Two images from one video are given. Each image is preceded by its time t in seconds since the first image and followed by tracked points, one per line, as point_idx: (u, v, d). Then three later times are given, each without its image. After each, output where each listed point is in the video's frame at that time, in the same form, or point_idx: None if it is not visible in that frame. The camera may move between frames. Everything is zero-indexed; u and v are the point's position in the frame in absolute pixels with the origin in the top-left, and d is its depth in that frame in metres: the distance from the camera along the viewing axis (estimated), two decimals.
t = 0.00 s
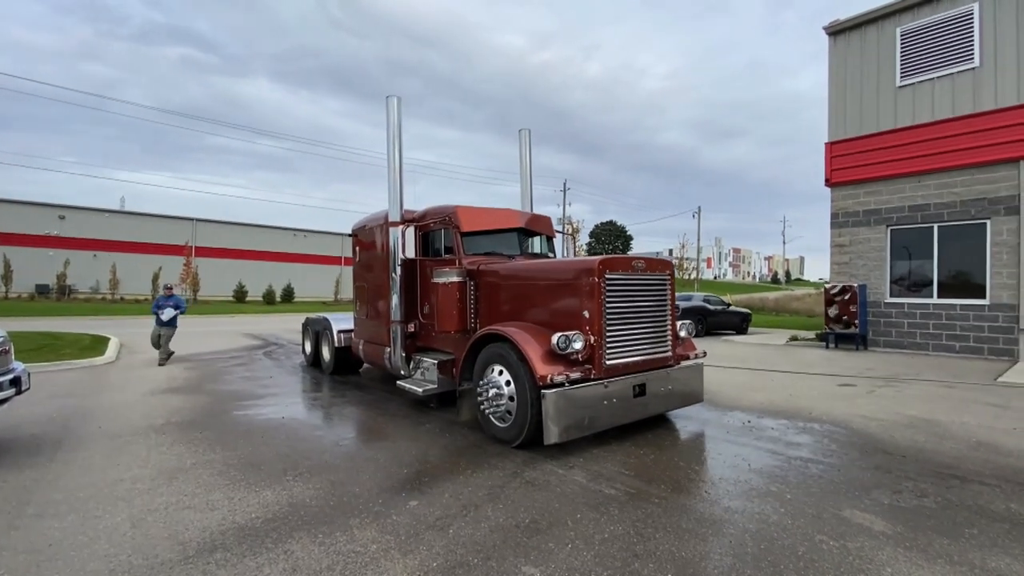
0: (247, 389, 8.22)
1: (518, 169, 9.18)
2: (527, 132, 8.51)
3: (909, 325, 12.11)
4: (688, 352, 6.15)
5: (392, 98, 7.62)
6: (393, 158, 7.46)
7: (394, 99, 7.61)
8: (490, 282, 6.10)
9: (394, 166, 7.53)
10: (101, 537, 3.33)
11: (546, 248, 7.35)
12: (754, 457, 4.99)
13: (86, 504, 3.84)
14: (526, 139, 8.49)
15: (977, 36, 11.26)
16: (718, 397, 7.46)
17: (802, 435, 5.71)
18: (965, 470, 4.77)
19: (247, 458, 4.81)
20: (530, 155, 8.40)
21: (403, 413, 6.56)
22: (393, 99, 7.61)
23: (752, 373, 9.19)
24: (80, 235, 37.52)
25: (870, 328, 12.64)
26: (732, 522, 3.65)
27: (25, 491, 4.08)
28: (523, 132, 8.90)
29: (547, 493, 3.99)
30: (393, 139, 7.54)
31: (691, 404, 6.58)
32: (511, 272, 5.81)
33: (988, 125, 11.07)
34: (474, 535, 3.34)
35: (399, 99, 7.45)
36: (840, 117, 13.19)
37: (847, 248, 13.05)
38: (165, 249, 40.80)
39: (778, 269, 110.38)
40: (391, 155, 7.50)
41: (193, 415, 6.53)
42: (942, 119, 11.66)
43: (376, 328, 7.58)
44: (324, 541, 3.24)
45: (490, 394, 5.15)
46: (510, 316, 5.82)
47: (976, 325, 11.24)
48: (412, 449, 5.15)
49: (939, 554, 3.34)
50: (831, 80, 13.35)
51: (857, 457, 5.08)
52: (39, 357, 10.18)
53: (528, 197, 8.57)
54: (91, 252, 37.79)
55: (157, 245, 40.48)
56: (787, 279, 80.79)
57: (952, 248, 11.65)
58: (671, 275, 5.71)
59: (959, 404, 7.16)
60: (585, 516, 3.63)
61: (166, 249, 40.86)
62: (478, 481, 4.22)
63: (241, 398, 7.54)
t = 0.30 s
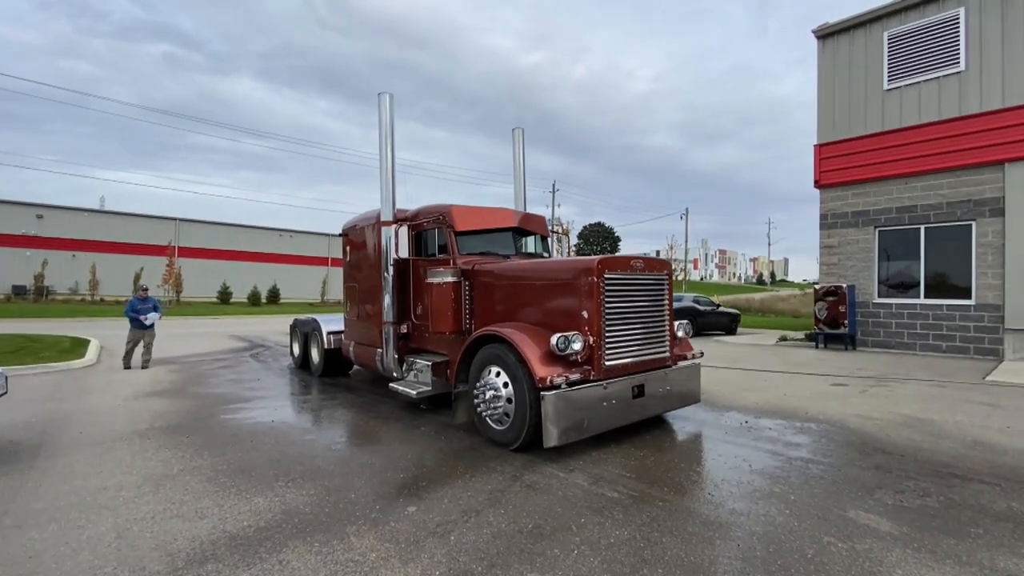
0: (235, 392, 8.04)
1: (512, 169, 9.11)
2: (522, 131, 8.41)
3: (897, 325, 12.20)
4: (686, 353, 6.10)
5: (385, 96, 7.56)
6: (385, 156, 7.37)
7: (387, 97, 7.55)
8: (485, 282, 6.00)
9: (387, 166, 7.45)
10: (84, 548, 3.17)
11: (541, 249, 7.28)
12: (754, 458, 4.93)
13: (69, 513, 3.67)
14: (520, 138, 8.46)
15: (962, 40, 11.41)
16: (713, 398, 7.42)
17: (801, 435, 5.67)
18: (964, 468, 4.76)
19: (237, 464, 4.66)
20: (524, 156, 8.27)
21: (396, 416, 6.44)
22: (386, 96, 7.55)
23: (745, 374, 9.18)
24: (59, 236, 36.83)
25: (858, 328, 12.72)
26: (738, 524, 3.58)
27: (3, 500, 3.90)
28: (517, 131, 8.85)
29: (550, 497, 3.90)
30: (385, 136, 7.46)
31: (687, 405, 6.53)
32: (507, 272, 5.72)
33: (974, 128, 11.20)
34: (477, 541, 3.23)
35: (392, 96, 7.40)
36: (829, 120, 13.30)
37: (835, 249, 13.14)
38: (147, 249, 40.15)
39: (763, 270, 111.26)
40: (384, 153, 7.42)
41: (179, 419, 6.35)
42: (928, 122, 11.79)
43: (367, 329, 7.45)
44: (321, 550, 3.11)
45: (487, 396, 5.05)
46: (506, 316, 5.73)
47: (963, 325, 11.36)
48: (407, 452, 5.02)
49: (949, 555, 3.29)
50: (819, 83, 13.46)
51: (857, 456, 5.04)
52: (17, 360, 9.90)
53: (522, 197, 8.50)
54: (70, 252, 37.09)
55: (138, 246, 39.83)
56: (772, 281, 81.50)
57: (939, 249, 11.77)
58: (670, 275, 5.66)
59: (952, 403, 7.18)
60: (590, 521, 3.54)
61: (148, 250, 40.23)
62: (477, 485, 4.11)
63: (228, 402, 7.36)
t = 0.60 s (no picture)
0: (219, 397, 7.79)
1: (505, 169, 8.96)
2: (515, 128, 8.60)
3: (888, 325, 12.21)
4: (685, 354, 5.97)
5: (376, 91, 7.54)
6: (377, 152, 7.25)
7: (378, 92, 7.54)
8: (481, 282, 5.84)
9: (378, 166, 7.29)
10: (56, 568, 2.94)
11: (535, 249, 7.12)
12: (757, 461, 4.80)
13: (41, 528, 3.45)
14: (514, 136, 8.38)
15: (951, 42, 11.44)
16: (710, 399, 7.30)
17: (803, 437, 5.55)
18: (970, 468, 4.66)
19: (222, 474, 4.44)
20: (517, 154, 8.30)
21: (387, 421, 6.24)
22: (377, 91, 7.53)
23: (740, 374, 9.08)
24: (37, 237, 36.06)
25: (849, 328, 12.72)
26: (749, 532, 3.43)
27: None
28: (510, 130, 8.74)
29: (553, 505, 3.74)
30: (377, 132, 7.40)
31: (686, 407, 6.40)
32: (503, 272, 5.56)
33: (964, 129, 11.23)
34: (478, 555, 3.05)
35: (383, 91, 7.39)
36: (820, 120, 13.30)
37: (826, 249, 13.14)
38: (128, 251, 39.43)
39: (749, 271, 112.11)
40: (375, 148, 7.33)
41: (160, 426, 6.10)
42: (917, 123, 11.82)
43: (357, 331, 7.26)
44: (312, 567, 2.92)
45: (485, 400, 4.88)
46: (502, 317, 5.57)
47: (952, 324, 11.38)
48: (401, 459, 4.83)
49: (969, 561, 3.15)
50: (810, 84, 13.46)
51: (861, 457, 4.93)
52: None
53: (516, 197, 8.35)
54: (48, 254, 36.33)
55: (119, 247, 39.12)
56: (758, 281, 82.13)
57: (928, 248, 11.79)
58: (669, 274, 5.55)
59: (949, 402, 7.11)
60: (596, 531, 3.37)
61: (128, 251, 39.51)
62: (476, 493, 3.93)
63: (213, 407, 7.11)
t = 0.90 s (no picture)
0: (207, 403, 7.55)
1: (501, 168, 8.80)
2: (510, 126, 8.52)
3: (882, 324, 12.18)
4: (687, 355, 5.84)
5: (369, 86, 7.47)
6: (369, 148, 7.11)
7: (370, 87, 7.47)
8: (478, 283, 5.68)
9: (370, 164, 7.12)
10: None
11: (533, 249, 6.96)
12: (764, 465, 4.66)
13: (15, 546, 3.23)
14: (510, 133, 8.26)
15: (944, 42, 11.45)
16: (711, 401, 7.17)
17: (808, 439, 5.43)
18: (981, 470, 4.55)
19: (210, 484, 4.24)
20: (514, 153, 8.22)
21: (382, 426, 6.05)
22: (370, 86, 7.46)
23: (739, 376, 8.97)
24: (18, 239, 35.37)
25: (844, 328, 12.68)
26: (764, 541, 3.28)
27: None
28: (505, 127, 8.61)
29: (559, 514, 3.58)
30: (369, 127, 7.28)
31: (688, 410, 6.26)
32: (501, 272, 5.39)
33: (957, 128, 11.23)
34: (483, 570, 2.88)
35: (375, 86, 7.29)
36: (813, 121, 13.28)
37: (821, 249, 13.11)
38: (112, 253, 38.77)
39: (739, 271, 112.50)
40: (368, 144, 7.18)
41: (145, 433, 5.87)
42: (911, 122, 11.81)
43: (350, 334, 7.07)
44: None
45: (484, 404, 4.72)
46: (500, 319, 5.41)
47: (947, 323, 11.36)
48: (397, 466, 4.64)
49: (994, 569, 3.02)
50: (803, 84, 13.44)
51: (870, 459, 4.80)
52: None
53: (512, 196, 8.20)
54: (30, 256, 35.64)
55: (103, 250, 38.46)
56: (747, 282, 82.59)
57: (922, 248, 11.77)
58: (671, 273, 5.42)
59: (951, 402, 7.02)
60: (606, 542, 3.21)
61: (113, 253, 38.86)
62: (478, 502, 3.76)
63: (200, 413, 6.88)
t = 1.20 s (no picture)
0: (200, 407, 7.38)
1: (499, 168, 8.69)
2: (508, 125, 8.42)
3: (879, 323, 12.15)
4: (691, 356, 5.74)
5: (365, 84, 7.35)
6: (366, 147, 6.97)
7: (366, 85, 7.35)
8: (478, 283, 5.56)
9: (367, 164, 6.98)
10: None
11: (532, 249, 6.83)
12: (773, 467, 4.56)
13: None
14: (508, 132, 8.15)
15: (938, 41, 11.44)
16: (714, 402, 7.08)
17: (815, 440, 5.33)
18: (992, 470, 4.46)
19: (204, 493, 4.08)
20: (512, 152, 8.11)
21: (380, 430, 5.91)
22: (366, 84, 7.34)
23: (740, 376, 8.89)
24: (5, 241, 34.91)
25: (841, 327, 12.65)
26: (781, 546, 3.16)
27: None
28: (503, 126, 8.49)
29: (569, 521, 3.45)
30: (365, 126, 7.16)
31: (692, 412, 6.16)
32: (503, 272, 5.28)
33: (953, 126, 11.22)
34: None
35: (371, 83, 7.17)
36: (809, 120, 13.26)
37: (817, 249, 13.09)
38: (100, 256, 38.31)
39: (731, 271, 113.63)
40: (365, 143, 7.05)
41: (135, 440, 5.70)
42: (907, 121, 11.80)
43: (346, 337, 6.93)
44: None
45: (488, 408, 4.60)
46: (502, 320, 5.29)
47: (943, 322, 11.35)
48: (397, 472, 4.50)
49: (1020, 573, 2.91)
50: (798, 84, 13.42)
51: (880, 460, 4.70)
52: None
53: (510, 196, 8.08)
54: (16, 259, 35.19)
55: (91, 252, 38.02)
56: (740, 281, 82.86)
57: (919, 246, 11.76)
58: (675, 272, 5.33)
59: (955, 401, 6.95)
60: (619, 550, 3.08)
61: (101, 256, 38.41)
62: (483, 509, 3.63)
63: (193, 418, 6.72)
